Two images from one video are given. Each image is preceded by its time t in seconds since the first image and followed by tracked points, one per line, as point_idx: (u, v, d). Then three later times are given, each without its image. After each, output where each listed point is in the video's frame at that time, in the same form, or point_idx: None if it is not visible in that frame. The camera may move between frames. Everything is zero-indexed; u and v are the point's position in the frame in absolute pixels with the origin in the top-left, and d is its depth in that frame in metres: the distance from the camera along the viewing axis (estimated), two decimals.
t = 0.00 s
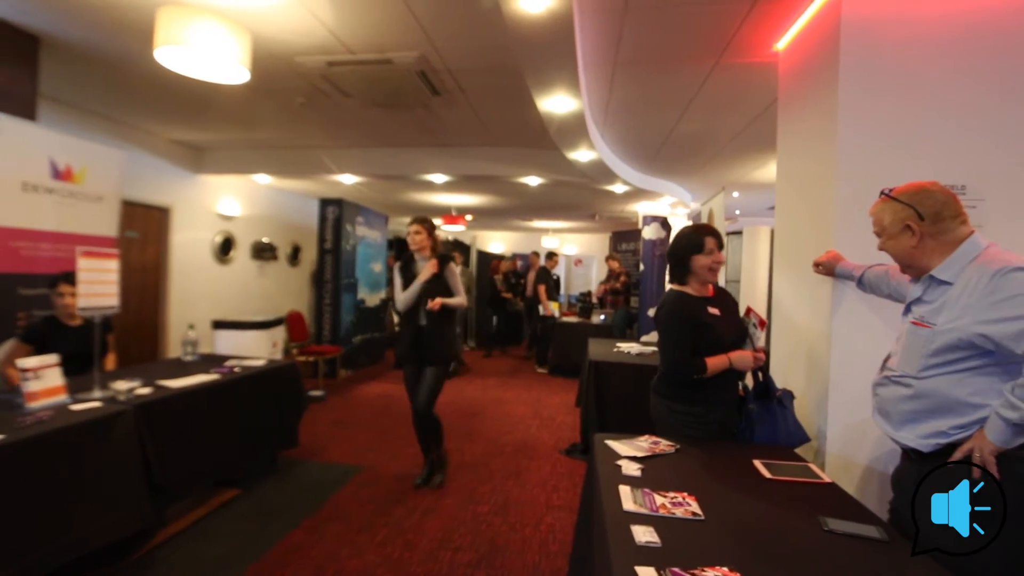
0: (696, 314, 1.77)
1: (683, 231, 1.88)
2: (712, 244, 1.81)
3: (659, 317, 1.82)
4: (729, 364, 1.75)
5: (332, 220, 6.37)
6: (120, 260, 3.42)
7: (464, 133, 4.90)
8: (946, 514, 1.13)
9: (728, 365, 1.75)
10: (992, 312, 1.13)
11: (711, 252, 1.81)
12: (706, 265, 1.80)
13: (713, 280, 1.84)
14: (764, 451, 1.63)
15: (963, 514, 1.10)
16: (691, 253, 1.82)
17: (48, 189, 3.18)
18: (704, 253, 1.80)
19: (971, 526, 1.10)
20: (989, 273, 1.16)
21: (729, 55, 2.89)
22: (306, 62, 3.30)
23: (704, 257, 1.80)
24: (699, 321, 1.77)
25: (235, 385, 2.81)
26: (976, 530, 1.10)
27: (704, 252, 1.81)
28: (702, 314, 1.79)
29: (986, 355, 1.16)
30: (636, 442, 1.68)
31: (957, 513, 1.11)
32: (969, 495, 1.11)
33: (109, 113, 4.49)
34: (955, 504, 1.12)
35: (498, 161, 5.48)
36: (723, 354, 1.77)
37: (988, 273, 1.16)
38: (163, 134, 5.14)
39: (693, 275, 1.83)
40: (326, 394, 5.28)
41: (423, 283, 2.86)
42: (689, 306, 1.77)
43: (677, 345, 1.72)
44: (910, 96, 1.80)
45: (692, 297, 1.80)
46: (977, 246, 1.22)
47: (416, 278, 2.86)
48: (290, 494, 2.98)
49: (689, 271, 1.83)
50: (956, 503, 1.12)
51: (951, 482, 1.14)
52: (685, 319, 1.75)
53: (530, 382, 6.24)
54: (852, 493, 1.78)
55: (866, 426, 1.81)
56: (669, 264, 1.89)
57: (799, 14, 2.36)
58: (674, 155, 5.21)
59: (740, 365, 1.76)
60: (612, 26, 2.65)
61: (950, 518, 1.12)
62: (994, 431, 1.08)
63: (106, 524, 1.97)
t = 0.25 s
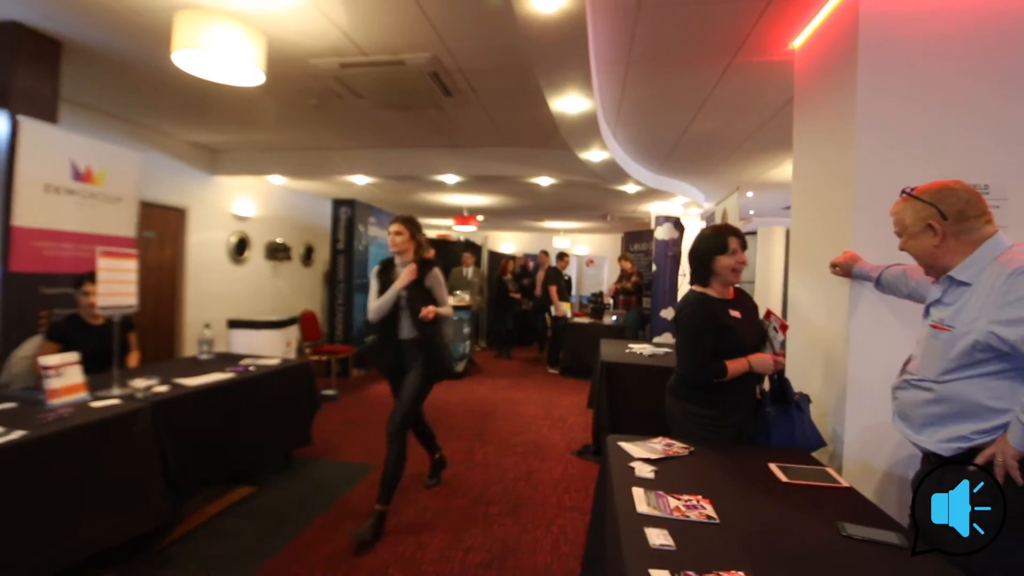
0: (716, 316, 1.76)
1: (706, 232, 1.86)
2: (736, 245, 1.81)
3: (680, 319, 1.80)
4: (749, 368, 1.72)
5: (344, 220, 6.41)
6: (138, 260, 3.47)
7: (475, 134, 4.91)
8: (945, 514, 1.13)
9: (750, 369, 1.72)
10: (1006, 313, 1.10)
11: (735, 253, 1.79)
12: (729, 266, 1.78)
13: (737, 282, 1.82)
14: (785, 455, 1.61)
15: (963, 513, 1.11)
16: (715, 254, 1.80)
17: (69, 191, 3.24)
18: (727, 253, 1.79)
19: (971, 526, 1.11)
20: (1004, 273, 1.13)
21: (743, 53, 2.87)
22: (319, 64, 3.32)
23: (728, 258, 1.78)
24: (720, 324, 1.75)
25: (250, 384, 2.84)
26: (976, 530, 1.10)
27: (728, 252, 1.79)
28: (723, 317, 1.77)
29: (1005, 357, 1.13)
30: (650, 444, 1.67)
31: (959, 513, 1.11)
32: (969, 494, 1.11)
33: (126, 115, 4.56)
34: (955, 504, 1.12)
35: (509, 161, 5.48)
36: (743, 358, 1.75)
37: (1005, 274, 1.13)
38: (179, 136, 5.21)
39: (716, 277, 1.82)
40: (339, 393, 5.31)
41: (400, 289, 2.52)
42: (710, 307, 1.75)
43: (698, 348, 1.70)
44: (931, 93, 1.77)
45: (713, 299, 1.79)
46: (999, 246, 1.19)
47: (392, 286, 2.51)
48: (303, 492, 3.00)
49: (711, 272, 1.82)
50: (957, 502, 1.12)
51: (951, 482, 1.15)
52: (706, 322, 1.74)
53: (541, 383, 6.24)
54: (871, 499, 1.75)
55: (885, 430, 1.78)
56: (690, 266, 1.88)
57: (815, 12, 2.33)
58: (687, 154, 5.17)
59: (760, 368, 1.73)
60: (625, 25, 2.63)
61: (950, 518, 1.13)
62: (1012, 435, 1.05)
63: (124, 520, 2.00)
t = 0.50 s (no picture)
0: (736, 317, 1.73)
1: (724, 232, 1.84)
2: (756, 245, 1.78)
3: (698, 320, 1.78)
4: (770, 370, 1.70)
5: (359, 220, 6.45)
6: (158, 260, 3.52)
7: (488, 134, 4.91)
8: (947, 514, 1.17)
9: (771, 369, 1.69)
10: None
11: (755, 253, 1.77)
12: (749, 266, 1.75)
13: (756, 282, 1.79)
14: (807, 458, 1.59)
15: (962, 513, 1.13)
16: (734, 254, 1.78)
17: (92, 192, 3.31)
18: (747, 254, 1.76)
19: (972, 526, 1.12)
20: None
21: (761, 50, 2.83)
22: (334, 65, 3.34)
23: (748, 258, 1.76)
24: (740, 325, 1.73)
25: (266, 383, 2.87)
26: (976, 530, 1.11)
27: (748, 253, 1.77)
28: (743, 318, 1.74)
29: None
30: (666, 446, 1.65)
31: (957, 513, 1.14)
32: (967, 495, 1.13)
33: (146, 118, 4.63)
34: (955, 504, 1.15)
35: (523, 161, 5.47)
36: (764, 359, 1.72)
37: None
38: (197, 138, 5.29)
39: (736, 277, 1.79)
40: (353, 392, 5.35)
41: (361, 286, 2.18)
42: (730, 308, 1.73)
43: (718, 349, 1.68)
44: (956, 90, 1.72)
45: (733, 300, 1.76)
46: None
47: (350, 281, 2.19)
48: (318, 490, 3.02)
49: (731, 273, 1.79)
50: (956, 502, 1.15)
51: (952, 482, 1.18)
52: (725, 323, 1.71)
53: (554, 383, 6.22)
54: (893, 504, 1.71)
55: (908, 434, 1.74)
56: (709, 267, 1.85)
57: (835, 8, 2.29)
58: (702, 153, 5.12)
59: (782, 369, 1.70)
60: (640, 23, 2.61)
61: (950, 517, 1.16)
62: None
63: (142, 515, 2.03)
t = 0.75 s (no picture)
0: (746, 315, 1.72)
1: (728, 233, 1.87)
2: (752, 238, 1.79)
3: (709, 320, 1.78)
4: (789, 368, 1.65)
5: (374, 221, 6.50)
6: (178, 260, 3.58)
7: (502, 134, 4.91)
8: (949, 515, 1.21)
9: (788, 367, 1.64)
10: None
11: (752, 248, 1.77)
12: (747, 261, 1.76)
13: (762, 277, 1.77)
14: (826, 462, 1.55)
15: (963, 513, 1.17)
16: (732, 252, 1.82)
17: (114, 194, 3.38)
18: (744, 249, 1.78)
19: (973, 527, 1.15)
20: None
21: (779, 46, 2.78)
22: (350, 67, 3.37)
23: (745, 253, 1.77)
24: (751, 322, 1.71)
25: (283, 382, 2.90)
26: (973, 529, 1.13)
27: (746, 249, 1.79)
28: (755, 316, 1.72)
29: None
30: (682, 448, 1.63)
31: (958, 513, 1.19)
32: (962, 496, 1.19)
33: (167, 120, 4.71)
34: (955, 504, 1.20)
35: (537, 160, 5.45)
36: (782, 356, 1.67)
37: None
38: (216, 140, 5.37)
39: (739, 274, 1.81)
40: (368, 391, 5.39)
41: (302, 284, 1.92)
42: (739, 305, 1.72)
43: (725, 347, 1.68)
44: (984, 84, 1.68)
45: (741, 297, 1.76)
46: None
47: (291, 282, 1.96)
48: (334, 487, 3.05)
49: (734, 271, 1.82)
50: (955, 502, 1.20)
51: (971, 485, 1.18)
52: (736, 320, 1.70)
53: (568, 383, 6.20)
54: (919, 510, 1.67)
55: (933, 437, 1.70)
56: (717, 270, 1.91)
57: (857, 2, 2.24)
58: (719, 152, 5.06)
59: (800, 366, 1.64)
60: (655, 21, 2.59)
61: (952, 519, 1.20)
62: None
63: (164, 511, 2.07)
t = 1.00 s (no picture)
0: (750, 314, 1.70)
1: (731, 233, 1.86)
2: (752, 237, 1.76)
3: (713, 319, 1.79)
4: (793, 361, 1.60)
5: (382, 221, 6.52)
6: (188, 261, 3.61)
7: (510, 134, 4.91)
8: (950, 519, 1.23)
9: (791, 361, 1.59)
10: None
11: (752, 246, 1.75)
12: (747, 260, 1.75)
13: (764, 274, 1.75)
14: (832, 463, 1.53)
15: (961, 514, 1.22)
16: (733, 251, 1.81)
17: (126, 196, 3.41)
18: (744, 248, 1.77)
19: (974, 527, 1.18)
20: None
21: (788, 43, 2.76)
22: (358, 69, 3.38)
23: (745, 252, 1.76)
24: (755, 321, 1.69)
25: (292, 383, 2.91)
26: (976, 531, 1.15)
27: (746, 247, 1.77)
28: (759, 314, 1.71)
29: None
30: (691, 449, 1.62)
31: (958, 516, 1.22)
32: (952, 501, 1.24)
33: (177, 123, 4.76)
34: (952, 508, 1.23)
35: (544, 160, 5.44)
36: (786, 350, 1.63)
37: None
38: (226, 142, 5.41)
39: (742, 273, 1.80)
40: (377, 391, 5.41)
41: (238, 287, 1.72)
42: (742, 305, 1.71)
43: (726, 346, 1.69)
44: (999, 80, 1.65)
45: (745, 297, 1.74)
46: None
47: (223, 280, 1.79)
48: (342, 487, 3.06)
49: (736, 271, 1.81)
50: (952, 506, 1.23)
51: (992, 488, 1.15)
52: (738, 319, 1.70)
53: (577, 384, 6.19)
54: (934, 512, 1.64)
55: (947, 439, 1.68)
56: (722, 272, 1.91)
57: None
58: (728, 150, 5.03)
59: (805, 358, 1.58)
60: (663, 19, 2.58)
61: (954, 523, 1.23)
62: None
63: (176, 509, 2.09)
